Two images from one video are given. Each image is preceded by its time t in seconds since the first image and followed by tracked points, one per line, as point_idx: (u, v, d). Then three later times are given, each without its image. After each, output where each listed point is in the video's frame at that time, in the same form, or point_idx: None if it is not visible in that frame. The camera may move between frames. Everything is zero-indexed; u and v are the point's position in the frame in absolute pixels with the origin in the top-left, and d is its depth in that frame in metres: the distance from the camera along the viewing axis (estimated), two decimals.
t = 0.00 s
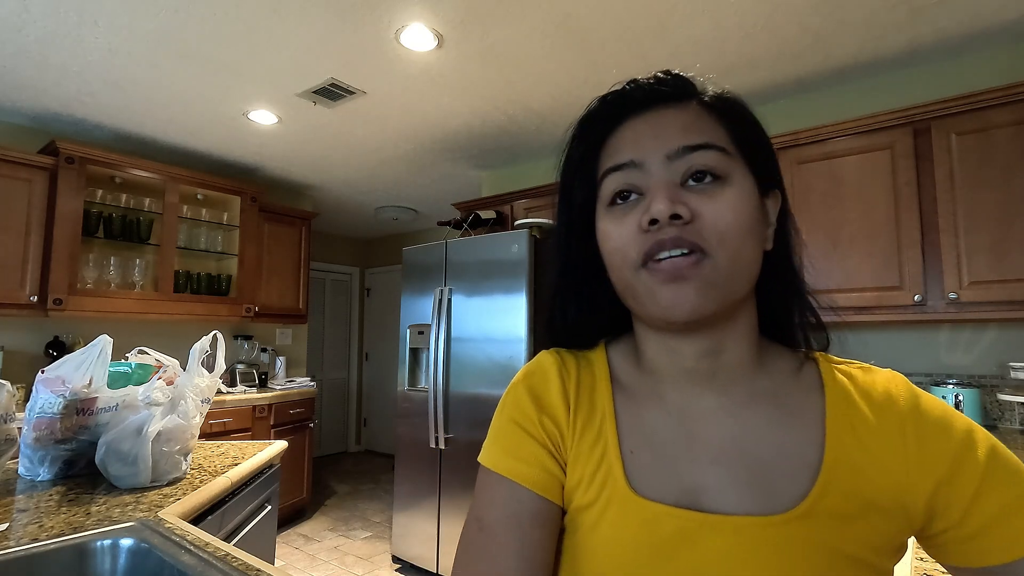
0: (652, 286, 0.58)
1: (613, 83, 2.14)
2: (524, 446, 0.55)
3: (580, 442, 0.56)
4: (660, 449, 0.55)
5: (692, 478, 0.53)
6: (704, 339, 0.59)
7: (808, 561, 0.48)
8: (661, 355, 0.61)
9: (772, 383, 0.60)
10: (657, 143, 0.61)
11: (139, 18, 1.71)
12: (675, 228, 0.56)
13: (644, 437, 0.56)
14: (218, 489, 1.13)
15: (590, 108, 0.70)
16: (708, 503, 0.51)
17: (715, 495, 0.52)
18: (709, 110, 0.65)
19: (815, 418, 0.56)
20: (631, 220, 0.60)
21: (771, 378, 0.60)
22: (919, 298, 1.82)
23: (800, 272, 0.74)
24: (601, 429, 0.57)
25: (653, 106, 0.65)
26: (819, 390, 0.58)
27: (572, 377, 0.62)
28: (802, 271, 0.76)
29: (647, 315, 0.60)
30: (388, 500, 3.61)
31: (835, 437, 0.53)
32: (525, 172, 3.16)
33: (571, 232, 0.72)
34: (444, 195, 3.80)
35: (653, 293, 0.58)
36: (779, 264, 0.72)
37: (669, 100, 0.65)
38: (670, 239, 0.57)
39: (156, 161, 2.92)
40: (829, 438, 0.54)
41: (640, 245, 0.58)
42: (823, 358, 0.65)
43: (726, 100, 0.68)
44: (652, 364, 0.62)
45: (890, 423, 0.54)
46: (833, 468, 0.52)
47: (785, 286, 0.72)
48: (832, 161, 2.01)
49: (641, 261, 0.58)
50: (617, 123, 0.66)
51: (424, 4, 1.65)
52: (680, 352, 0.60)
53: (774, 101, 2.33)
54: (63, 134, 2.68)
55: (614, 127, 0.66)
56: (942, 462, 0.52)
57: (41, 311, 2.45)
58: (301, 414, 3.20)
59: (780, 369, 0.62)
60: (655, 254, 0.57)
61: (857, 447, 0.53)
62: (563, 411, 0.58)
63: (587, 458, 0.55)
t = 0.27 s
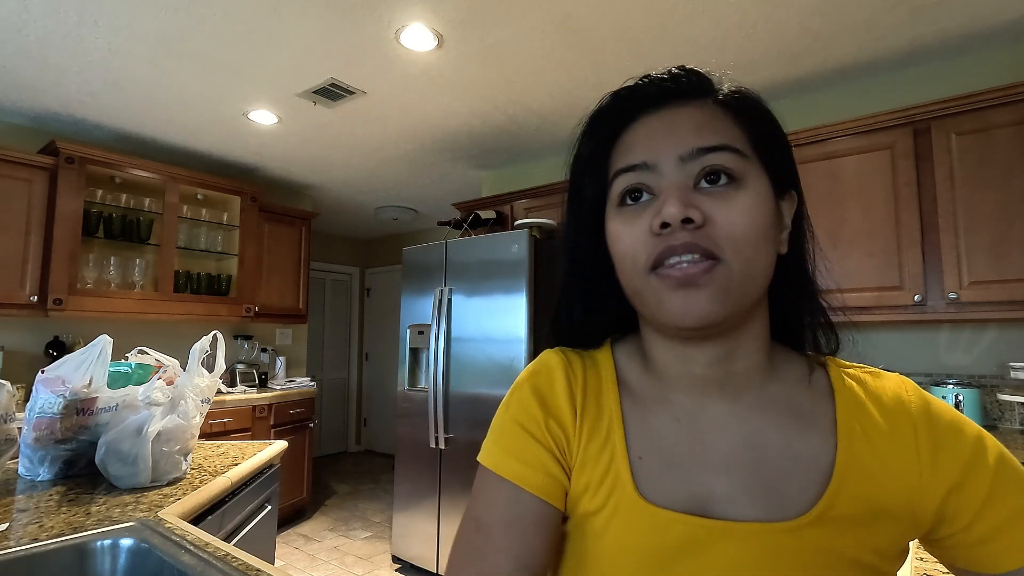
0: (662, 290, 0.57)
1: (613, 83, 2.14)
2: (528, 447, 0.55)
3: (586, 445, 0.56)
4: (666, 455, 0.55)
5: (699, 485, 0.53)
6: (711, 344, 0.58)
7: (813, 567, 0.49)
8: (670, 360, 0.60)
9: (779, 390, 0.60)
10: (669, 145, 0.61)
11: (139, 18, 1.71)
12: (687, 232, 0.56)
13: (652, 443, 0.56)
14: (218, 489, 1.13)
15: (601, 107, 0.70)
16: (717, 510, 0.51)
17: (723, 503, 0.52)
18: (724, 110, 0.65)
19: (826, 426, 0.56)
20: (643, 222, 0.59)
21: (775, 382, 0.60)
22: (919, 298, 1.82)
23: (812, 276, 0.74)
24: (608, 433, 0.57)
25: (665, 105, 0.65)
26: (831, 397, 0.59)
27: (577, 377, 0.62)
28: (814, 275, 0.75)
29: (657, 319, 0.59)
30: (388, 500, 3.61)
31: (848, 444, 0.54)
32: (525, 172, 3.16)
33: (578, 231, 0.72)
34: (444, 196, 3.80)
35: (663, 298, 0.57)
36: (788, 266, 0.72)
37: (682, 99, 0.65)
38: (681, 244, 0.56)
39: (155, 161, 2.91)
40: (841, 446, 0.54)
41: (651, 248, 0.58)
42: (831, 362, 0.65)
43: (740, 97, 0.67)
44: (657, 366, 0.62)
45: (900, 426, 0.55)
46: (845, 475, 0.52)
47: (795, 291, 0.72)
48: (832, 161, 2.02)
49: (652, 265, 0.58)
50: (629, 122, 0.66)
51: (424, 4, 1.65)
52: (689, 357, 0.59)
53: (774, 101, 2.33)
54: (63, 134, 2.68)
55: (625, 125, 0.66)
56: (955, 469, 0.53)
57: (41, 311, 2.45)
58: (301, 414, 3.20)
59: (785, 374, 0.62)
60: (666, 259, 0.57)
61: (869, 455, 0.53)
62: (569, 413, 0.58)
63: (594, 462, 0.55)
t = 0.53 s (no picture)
0: (648, 287, 0.57)
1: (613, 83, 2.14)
2: (523, 441, 0.55)
3: (580, 441, 0.56)
4: (659, 452, 0.55)
5: (691, 480, 0.53)
6: (699, 340, 0.58)
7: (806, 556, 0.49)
8: (658, 356, 0.60)
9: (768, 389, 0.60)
10: (659, 145, 0.61)
11: (140, 18, 1.71)
12: (673, 231, 0.56)
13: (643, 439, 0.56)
14: (218, 489, 1.13)
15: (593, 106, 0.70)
16: (709, 504, 0.51)
17: (716, 499, 0.52)
18: (713, 111, 0.65)
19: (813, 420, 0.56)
20: (631, 221, 0.59)
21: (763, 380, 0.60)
22: (919, 298, 1.82)
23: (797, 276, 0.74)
24: (600, 430, 0.57)
25: (655, 105, 0.65)
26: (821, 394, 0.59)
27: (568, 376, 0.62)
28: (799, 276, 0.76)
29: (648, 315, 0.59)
30: (388, 500, 3.61)
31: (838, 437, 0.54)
32: (525, 172, 3.15)
33: (570, 231, 0.72)
34: (444, 195, 3.80)
35: (648, 295, 0.57)
36: (777, 265, 0.71)
37: (671, 99, 0.65)
38: (667, 242, 0.56)
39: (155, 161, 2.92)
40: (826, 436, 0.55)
41: (638, 246, 0.58)
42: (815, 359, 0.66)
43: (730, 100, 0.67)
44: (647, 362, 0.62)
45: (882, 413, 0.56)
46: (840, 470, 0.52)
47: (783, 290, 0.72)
48: (832, 161, 2.02)
49: (639, 263, 0.58)
50: (620, 122, 0.66)
51: (424, 4, 1.65)
52: (679, 352, 0.59)
53: (774, 101, 2.33)
54: (63, 134, 2.68)
55: (616, 126, 0.66)
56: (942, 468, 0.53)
57: (41, 311, 2.45)
58: (301, 414, 3.20)
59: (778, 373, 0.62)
60: (653, 256, 0.57)
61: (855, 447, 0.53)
62: (561, 410, 0.58)
63: (587, 457, 0.55)
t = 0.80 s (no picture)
0: (611, 295, 0.57)
1: (613, 83, 2.14)
2: (504, 439, 0.51)
3: (561, 433, 0.53)
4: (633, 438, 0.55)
5: (663, 464, 0.53)
6: (659, 335, 0.58)
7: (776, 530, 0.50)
8: (621, 350, 0.60)
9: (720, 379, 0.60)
10: (632, 156, 0.60)
11: (140, 18, 1.72)
12: (639, 243, 0.56)
13: (616, 427, 0.55)
14: (218, 489, 1.13)
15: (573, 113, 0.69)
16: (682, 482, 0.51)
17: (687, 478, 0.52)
18: (684, 129, 0.65)
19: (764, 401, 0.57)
20: (599, 229, 0.59)
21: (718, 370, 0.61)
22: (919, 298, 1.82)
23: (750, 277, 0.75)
24: (577, 418, 0.55)
25: (632, 119, 0.64)
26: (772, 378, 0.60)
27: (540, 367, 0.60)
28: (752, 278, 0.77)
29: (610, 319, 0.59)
30: (388, 500, 3.61)
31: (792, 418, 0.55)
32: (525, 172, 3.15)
33: (545, 232, 0.71)
34: (445, 195, 3.80)
35: (611, 303, 0.57)
36: (729, 268, 0.72)
37: (647, 115, 0.64)
38: (633, 254, 0.56)
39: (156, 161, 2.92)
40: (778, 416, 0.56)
41: (605, 255, 0.57)
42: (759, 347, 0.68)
43: (699, 118, 0.68)
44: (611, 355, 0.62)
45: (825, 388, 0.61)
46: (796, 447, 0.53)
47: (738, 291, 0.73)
48: (832, 161, 2.02)
49: (604, 269, 0.57)
50: (596, 130, 0.64)
51: (424, 4, 1.65)
52: (639, 347, 0.59)
53: (774, 101, 2.33)
54: (63, 134, 2.68)
55: (591, 133, 0.65)
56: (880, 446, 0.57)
57: (41, 311, 2.45)
58: (301, 414, 3.20)
59: (731, 363, 0.63)
60: (618, 266, 0.56)
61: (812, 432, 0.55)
62: (541, 407, 0.55)
63: (567, 453, 0.53)
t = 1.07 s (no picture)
0: (606, 301, 0.57)
1: (614, 83, 2.14)
2: (492, 435, 0.49)
3: (547, 427, 0.52)
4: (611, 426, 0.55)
5: (642, 448, 0.54)
6: (633, 338, 0.60)
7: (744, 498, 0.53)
8: (597, 349, 0.61)
9: (689, 378, 0.62)
10: (622, 167, 0.60)
11: (140, 18, 1.72)
12: (635, 251, 0.56)
13: (595, 416, 0.56)
14: (218, 489, 1.13)
15: (555, 117, 0.67)
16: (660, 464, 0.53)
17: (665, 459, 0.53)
18: (660, 147, 0.67)
19: (721, 395, 0.61)
20: (592, 235, 0.58)
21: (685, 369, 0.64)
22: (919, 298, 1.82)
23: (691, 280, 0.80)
24: (558, 411, 0.54)
25: (616, 130, 0.64)
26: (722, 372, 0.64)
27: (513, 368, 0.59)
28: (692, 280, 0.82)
29: (598, 324, 0.59)
30: (388, 500, 3.61)
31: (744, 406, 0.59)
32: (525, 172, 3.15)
33: (521, 235, 0.68)
34: (445, 195, 3.80)
35: (606, 308, 0.57)
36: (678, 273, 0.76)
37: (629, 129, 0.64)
38: (629, 262, 0.56)
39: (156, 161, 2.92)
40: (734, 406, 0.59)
41: (600, 261, 0.57)
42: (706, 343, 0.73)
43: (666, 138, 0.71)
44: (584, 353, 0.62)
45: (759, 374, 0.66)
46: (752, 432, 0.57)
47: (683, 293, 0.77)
48: (832, 161, 2.02)
49: (598, 276, 0.57)
50: (580, 138, 0.63)
51: (424, 5, 1.65)
52: (614, 346, 0.60)
53: (774, 102, 2.33)
54: (64, 134, 2.68)
55: (579, 141, 0.63)
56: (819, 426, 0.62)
57: (41, 311, 2.45)
58: (301, 414, 3.20)
59: (695, 363, 0.65)
60: (614, 273, 0.56)
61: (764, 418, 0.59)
62: (524, 400, 0.54)
63: (555, 444, 0.52)
